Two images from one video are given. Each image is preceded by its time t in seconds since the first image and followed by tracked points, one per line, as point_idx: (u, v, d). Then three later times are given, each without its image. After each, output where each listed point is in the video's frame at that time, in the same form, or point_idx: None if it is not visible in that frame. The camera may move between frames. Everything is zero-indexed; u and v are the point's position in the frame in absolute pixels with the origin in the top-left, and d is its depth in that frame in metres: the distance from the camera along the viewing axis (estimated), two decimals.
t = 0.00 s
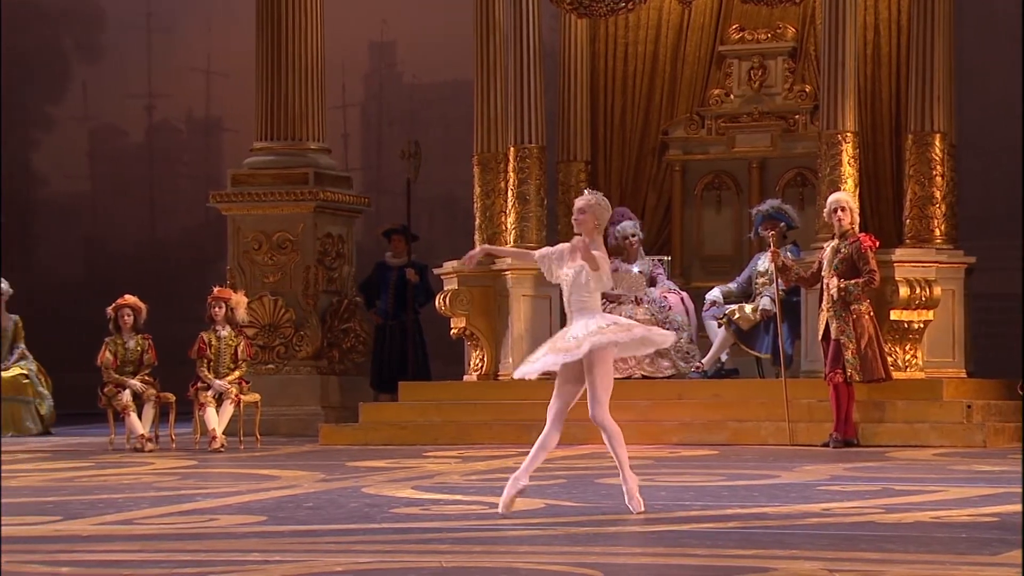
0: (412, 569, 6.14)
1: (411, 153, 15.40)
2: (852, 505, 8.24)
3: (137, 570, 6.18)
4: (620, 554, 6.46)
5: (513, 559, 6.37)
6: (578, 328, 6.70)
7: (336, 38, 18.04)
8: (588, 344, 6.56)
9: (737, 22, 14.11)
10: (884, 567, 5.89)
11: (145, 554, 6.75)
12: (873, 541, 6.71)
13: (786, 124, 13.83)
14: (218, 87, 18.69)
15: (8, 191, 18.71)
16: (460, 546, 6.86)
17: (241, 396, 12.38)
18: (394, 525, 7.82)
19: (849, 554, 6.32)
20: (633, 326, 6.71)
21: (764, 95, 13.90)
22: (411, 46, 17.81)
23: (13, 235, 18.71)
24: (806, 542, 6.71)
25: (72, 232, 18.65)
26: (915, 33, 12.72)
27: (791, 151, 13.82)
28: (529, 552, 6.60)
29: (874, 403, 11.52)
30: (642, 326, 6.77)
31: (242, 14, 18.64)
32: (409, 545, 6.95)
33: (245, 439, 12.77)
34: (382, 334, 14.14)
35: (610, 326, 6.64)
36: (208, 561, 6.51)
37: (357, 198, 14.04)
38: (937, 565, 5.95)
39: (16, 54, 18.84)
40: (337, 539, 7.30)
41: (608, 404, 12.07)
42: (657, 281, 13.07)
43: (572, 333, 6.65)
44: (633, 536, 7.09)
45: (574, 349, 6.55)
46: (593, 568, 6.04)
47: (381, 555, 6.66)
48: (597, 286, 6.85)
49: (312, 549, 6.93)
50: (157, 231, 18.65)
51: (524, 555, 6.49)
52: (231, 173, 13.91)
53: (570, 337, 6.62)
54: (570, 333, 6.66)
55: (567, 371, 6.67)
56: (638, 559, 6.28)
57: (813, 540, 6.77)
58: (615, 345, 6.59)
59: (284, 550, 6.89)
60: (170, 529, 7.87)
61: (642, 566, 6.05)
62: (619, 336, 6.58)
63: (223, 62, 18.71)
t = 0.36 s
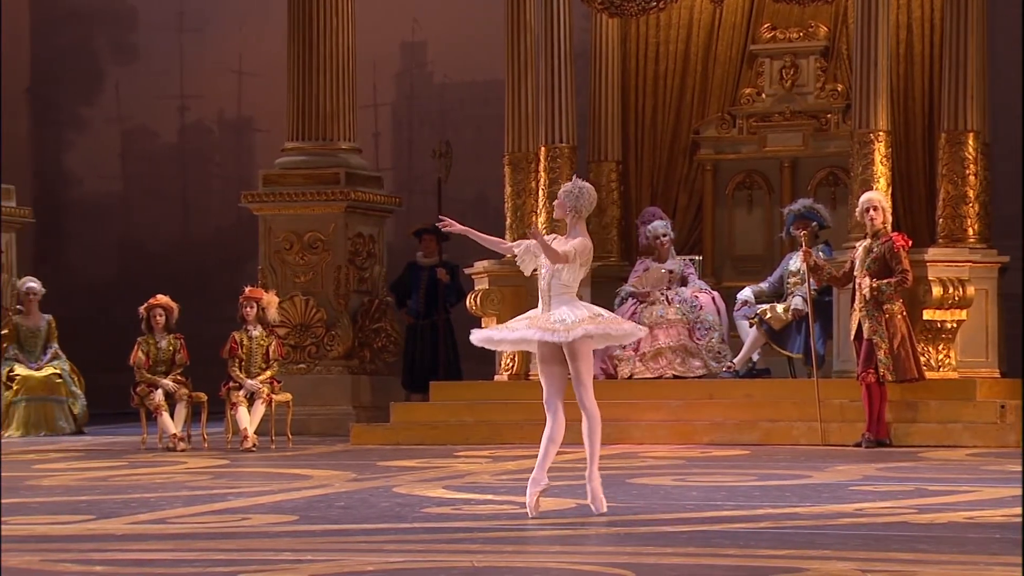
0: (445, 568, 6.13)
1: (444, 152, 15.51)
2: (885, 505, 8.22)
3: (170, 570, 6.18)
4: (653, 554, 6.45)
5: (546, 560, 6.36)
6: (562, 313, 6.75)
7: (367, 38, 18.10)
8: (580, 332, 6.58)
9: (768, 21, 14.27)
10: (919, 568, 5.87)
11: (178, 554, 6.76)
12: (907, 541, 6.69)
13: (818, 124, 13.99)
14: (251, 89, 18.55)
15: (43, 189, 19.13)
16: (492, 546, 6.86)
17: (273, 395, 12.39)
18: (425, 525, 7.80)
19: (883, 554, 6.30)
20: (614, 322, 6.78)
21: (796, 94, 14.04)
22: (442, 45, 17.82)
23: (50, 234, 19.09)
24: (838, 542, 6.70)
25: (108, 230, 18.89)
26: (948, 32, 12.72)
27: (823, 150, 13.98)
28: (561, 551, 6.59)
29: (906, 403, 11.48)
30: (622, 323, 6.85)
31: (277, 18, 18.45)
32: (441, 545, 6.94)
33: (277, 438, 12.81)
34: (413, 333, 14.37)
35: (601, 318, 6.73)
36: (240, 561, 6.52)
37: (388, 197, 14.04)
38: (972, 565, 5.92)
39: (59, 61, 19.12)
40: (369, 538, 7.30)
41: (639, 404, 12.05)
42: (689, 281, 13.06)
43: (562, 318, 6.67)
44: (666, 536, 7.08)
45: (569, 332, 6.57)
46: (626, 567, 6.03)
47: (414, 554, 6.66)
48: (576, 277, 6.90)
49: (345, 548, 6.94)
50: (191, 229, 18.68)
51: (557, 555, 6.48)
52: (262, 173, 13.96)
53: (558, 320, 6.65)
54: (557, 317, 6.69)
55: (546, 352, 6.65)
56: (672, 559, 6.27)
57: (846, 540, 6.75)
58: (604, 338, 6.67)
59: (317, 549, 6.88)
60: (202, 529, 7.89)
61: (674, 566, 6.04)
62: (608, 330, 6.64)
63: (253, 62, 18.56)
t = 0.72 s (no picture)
0: (473, 567, 6.12)
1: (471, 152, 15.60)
2: (913, 505, 8.20)
3: (197, 569, 6.18)
4: (680, 554, 6.43)
5: (572, 559, 6.35)
6: (573, 314, 6.65)
7: (394, 38, 18.08)
8: (589, 335, 6.49)
9: (796, 20, 14.35)
10: (948, 568, 5.84)
11: (206, 553, 6.76)
12: (936, 541, 6.66)
13: (845, 122, 14.05)
14: (277, 89, 18.67)
15: (71, 192, 19.12)
16: (519, 545, 6.85)
17: (300, 395, 12.39)
18: (451, 525, 7.79)
19: (912, 554, 6.27)
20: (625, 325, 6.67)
21: (823, 93, 14.13)
22: (468, 46, 17.80)
23: (78, 234, 19.09)
24: (866, 542, 6.67)
25: (136, 230, 18.97)
26: (976, 31, 12.67)
27: (851, 149, 14.04)
28: (588, 551, 6.58)
29: (935, 403, 11.44)
30: (634, 325, 6.75)
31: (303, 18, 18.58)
32: (468, 544, 6.93)
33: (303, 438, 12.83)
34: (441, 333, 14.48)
35: (610, 321, 6.60)
36: (268, 560, 6.51)
37: (415, 197, 14.02)
38: (1002, 566, 5.89)
39: (85, 60, 19.10)
40: (396, 538, 7.30)
41: (667, 404, 12.02)
42: (716, 280, 13.05)
43: (570, 319, 6.58)
44: (694, 536, 7.06)
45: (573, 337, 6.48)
46: (653, 567, 6.01)
47: (442, 553, 6.66)
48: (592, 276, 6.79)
49: (372, 547, 6.93)
50: (217, 229, 18.82)
51: (584, 555, 6.47)
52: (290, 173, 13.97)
53: (567, 322, 6.56)
54: (566, 318, 6.61)
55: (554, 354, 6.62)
56: (699, 559, 6.25)
57: (874, 540, 6.73)
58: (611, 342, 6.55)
59: (344, 549, 6.87)
60: (230, 528, 7.90)
61: (702, 565, 6.02)
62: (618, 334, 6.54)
63: (282, 63, 18.68)
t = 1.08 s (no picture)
0: (498, 567, 6.12)
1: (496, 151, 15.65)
2: (940, 505, 8.17)
3: (222, 568, 6.18)
4: (706, 554, 6.42)
5: (597, 559, 6.34)
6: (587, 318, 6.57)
7: (419, 38, 18.11)
8: (589, 332, 6.37)
9: (822, 19, 14.34)
10: (975, 569, 5.81)
11: (232, 553, 6.77)
12: (962, 542, 6.63)
13: (871, 122, 14.04)
14: (302, 89, 18.70)
15: (95, 192, 19.16)
16: (545, 546, 6.84)
17: (325, 395, 12.40)
18: (475, 525, 7.79)
19: (939, 555, 6.24)
20: (638, 325, 6.49)
21: (849, 93, 14.13)
22: (493, 46, 17.81)
23: (104, 234, 19.15)
24: (892, 542, 6.65)
25: (161, 231, 19.03)
26: (1004, 30, 12.63)
27: (877, 148, 14.06)
28: (613, 551, 6.57)
29: (961, 403, 11.39)
30: (652, 327, 6.56)
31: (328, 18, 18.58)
32: (493, 544, 6.93)
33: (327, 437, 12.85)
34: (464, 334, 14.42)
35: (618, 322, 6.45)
36: (293, 560, 6.52)
37: (439, 197, 14.03)
38: None
39: (111, 61, 19.10)
40: (421, 538, 7.30)
41: (692, 404, 12.00)
42: (741, 280, 13.05)
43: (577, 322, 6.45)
44: (720, 536, 7.05)
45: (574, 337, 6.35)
46: (678, 567, 5.99)
47: (467, 553, 6.65)
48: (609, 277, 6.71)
49: (398, 547, 6.93)
50: (242, 230, 18.86)
51: (609, 555, 6.46)
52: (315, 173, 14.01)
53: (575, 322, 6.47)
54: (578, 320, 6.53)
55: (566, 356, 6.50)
56: (724, 559, 6.24)
57: (900, 540, 6.71)
58: (617, 343, 6.38)
59: (369, 548, 6.88)
60: (255, 528, 7.91)
61: (726, 566, 6.01)
62: (621, 332, 6.38)
63: (307, 63, 18.69)
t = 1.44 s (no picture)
0: (517, 567, 6.11)
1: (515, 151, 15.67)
2: (960, 505, 8.16)
3: (241, 567, 6.18)
4: (724, 554, 6.41)
5: (616, 559, 6.34)
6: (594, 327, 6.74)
7: (438, 38, 18.13)
8: (599, 341, 6.57)
9: (841, 18, 14.33)
10: (996, 569, 5.79)
11: (251, 552, 6.78)
12: (983, 542, 6.61)
13: (890, 121, 14.04)
14: (321, 89, 18.69)
15: (116, 192, 19.23)
16: (563, 545, 6.84)
17: (344, 394, 12.40)
18: (494, 524, 7.78)
19: (959, 555, 6.22)
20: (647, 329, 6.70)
21: (869, 92, 14.11)
22: (512, 46, 17.81)
23: (125, 234, 19.22)
24: (912, 542, 6.64)
25: (181, 232, 19.07)
26: None
27: (897, 148, 14.05)
28: (632, 551, 6.56)
29: (981, 403, 11.35)
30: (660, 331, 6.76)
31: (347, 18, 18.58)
32: (512, 544, 6.92)
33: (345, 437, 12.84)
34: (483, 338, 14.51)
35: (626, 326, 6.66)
36: (312, 559, 6.52)
37: (458, 197, 14.04)
38: None
39: (131, 61, 19.16)
40: (439, 537, 7.30)
41: (710, 404, 11.98)
42: (760, 280, 13.03)
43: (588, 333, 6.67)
44: (739, 537, 7.04)
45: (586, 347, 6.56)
46: (697, 567, 5.98)
47: (485, 553, 6.65)
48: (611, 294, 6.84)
49: (417, 547, 6.93)
50: (260, 231, 18.85)
51: (627, 555, 6.45)
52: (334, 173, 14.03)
53: (584, 334, 6.67)
54: (587, 332, 6.71)
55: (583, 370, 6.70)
56: (743, 559, 6.23)
57: (921, 540, 6.69)
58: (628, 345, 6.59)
59: (388, 548, 6.88)
60: (273, 527, 7.91)
61: (745, 565, 6.01)
62: (632, 336, 6.58)
63: (326, 63, 18.67)
